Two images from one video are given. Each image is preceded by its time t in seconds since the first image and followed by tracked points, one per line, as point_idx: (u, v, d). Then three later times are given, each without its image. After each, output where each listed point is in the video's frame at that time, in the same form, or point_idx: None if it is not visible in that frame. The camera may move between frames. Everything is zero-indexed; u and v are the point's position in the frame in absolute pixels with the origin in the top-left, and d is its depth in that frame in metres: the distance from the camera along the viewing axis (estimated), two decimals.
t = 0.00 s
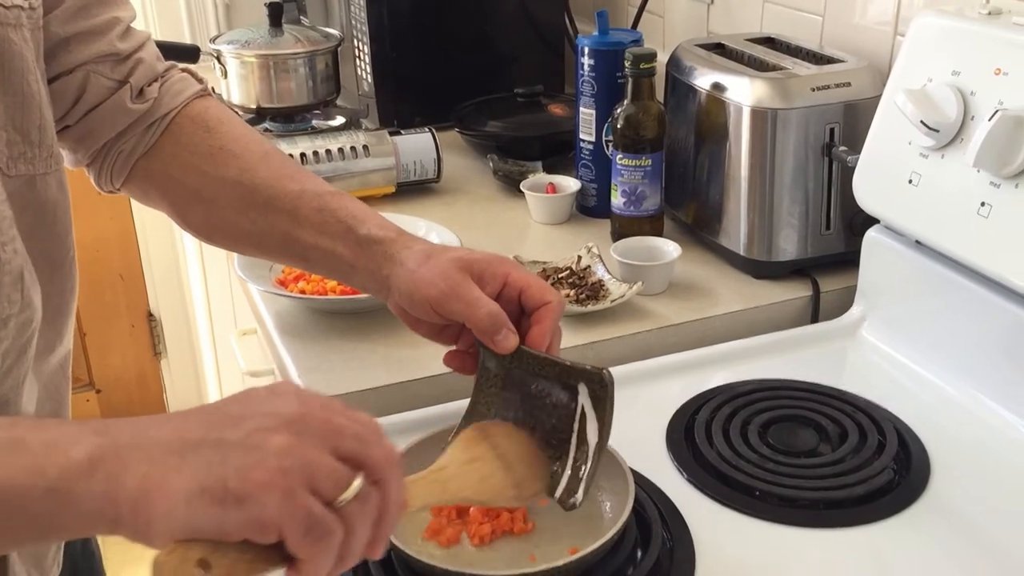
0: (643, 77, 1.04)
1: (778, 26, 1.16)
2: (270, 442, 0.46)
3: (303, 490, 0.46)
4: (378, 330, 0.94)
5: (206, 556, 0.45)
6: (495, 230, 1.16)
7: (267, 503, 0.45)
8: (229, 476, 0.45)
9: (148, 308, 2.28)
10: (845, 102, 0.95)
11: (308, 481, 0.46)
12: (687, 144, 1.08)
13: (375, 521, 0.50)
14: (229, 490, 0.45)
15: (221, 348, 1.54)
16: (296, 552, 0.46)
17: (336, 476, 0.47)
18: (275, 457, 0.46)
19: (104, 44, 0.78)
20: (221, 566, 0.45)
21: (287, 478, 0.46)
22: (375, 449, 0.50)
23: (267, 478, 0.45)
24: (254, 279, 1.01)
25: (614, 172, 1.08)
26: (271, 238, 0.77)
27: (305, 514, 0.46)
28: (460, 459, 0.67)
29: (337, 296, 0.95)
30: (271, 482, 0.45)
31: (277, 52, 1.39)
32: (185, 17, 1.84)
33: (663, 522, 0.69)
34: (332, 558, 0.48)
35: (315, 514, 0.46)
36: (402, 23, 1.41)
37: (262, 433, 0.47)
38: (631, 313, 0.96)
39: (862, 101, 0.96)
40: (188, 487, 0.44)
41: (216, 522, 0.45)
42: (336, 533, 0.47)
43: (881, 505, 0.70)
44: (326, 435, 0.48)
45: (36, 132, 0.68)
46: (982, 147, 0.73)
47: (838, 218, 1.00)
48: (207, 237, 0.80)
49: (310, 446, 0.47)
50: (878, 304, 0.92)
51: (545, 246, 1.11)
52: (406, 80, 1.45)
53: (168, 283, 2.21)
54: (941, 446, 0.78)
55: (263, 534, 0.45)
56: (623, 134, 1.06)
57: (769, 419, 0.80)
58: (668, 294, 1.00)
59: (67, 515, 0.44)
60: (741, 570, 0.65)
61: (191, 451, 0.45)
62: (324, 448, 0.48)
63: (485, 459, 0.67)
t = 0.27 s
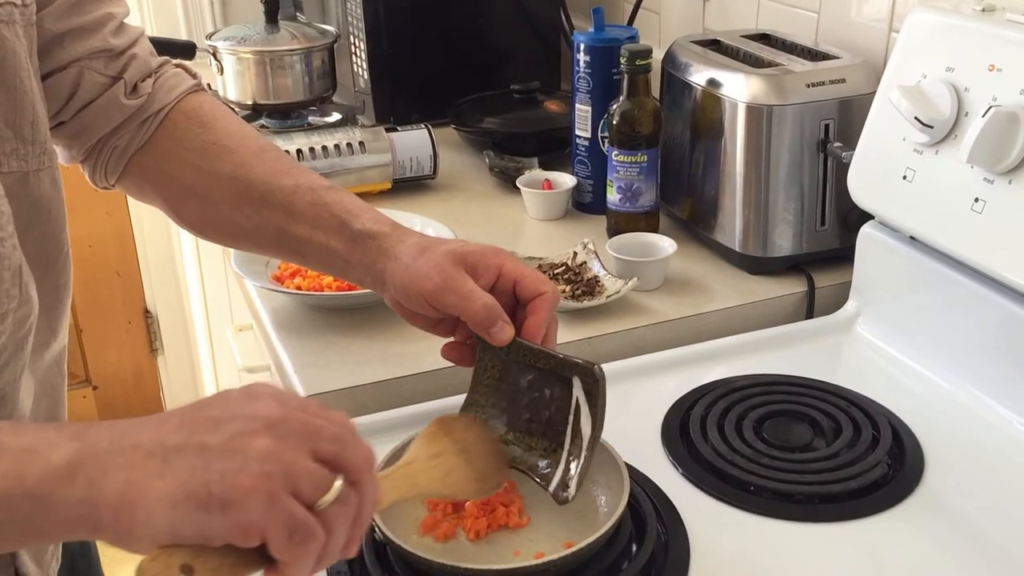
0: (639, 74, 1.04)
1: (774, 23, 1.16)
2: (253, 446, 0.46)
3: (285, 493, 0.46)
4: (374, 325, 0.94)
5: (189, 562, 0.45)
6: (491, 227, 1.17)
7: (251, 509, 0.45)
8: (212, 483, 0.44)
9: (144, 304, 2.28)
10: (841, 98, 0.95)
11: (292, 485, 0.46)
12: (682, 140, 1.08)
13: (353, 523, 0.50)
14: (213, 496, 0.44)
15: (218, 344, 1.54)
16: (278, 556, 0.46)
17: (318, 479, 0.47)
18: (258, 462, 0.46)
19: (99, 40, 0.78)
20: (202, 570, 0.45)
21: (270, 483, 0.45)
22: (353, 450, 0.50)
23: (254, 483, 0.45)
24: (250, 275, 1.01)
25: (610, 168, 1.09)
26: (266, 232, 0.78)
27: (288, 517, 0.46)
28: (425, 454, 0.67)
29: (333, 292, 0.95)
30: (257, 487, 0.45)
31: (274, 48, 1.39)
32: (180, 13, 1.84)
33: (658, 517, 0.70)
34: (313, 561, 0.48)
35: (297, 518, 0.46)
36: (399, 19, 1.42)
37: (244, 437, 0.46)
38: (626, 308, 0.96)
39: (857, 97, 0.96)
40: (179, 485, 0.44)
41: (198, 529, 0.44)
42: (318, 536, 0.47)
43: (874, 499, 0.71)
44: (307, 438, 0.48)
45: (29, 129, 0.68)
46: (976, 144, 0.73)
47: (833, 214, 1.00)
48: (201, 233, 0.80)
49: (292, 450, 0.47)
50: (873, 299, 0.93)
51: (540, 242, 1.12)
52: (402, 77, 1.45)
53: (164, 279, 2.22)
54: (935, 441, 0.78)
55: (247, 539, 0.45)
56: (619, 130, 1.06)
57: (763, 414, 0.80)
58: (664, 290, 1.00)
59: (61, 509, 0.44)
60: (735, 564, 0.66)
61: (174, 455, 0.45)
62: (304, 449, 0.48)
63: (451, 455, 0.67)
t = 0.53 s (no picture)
0: (637, 75, 1.04)
1: (771, 25, 1.17)
2: (243, 439, 0.47)
3: (276, 484, 0.46)
4: (373, 326, 0.94)
5: (182, 551, 0.45)
6: (490, 228, 1.17)
7: (242, 499, 0.45)
8: (202, 475, 0.45)
9: (143, 305, 2.29)
10: (838, 100, 0.96)
11: (282, 476, 0.47)
12: (680, 141, 1.09)
13: (343, 518, 0.50)
14: (204, 487, 0.45)
15: (217, 345, 1.54)
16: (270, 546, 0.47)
17: (308, 473, 0.48)
18: (246, 452, 0.46)
19: (99, 44, 0.78)
20: (194, 562, 0.45)
21: (260, 473, 0.46)
22: (343, 445, 0.51)
23: (242, 473, 0.46)
24: (250, 276, 1.01)
25: (608, 170, 1.09)
26: (266, 236, 0.78)
27: (280, 506, 0.46)
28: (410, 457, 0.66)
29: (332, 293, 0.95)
30: (246, 477, 0.46)
31: (273, 50, 1.39)
32: (180, 14, 1.84)
33: (656, 516, 0.70)
34: (304, 555, 0.48)
35: (289, 508, 0.46)
36: (398, 21, 1.42)
37: (233, 432, 0.47)
38: (624, 309, 0.97)
39: (854, 99, 0.96)
40: (182, 481, 0.45)
41: (189, 519, 0.45)
42: (310, 527, 0.47)
43: (871, 499, 0.71)
44: (295, 433, 0.49)
45: (29, 132, 0.68)
46: (972, 147, 0.73)
47: (830, 216, 1.00)
48: (202, 237, 0.80)
49: (281, 445, 0.48)
50: (870, 301, 0.93)
51: (539, 243, 1.12)
52: (401, 78, 1.45)
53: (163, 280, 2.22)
54: (931, 441, 0.78)
55: (238, 529, 0.46)
56: (618, 132, 1.06)
57: (761, 414, 0.80)
58: (662, 291, 1.01)
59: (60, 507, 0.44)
60: (732, 563, 0.66)
61: (162, 450, 0.46)
62: (294, 444, 0.49)
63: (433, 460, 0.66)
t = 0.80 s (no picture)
0: (638, 80, 1.05)
1: (771, 30, 1.17)
2: (241, 427, 0.48)
3: (275, 469, 0.48)
4: (375, 330, 0.95)
5: (184, 532, 0.46)
6: (491, 232, 1.17)
7: (242, 482, 0.47)
8: (201, 460, 0.46)
9: (144, 308, 2.29)
10: (838, 105, 0.96)
11: (281, 461, 0.49)
12: (681, 146, 1.09)
13: (345, 501, 0.52)
14: (202, 471, 0.46)
15: (218, 348, 1.54)
16: (273, 527, 0.48)
17: (306, 457, 0.50)
18: (244, 439, 0.48)
19: (105, 52, 0.79)
20: (199, 540, 0.46)
21: (257, 457, 0.48)
22: (339, 433, 0.52)
23: (241, 458, 0.47)
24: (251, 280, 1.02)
25: (609, 174, 1.09)
26: (269, 241, 0.78)
27: (280, 489, 0.48)
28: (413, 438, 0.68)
29: (334, 297, 0.96)
30: (243, 461, 0.47)
31: (275, 54, 1.40)
32: (181, 19, 1.85)
33: (657, 519, 0.70)
34: (307, 539, 0.50)
35: (289, 489, 0.48)
36: (399, 25, 1.42)
37: (229, 420, 0.49)
38: (625, 313, 0.97)
39: (854, 103, 0.97)
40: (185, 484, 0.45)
41: (191, 503, 0.46)
42: (311, 507, 0.49)
43: (872, 502, 0.71)
44: (290, 420, 0.51)
45: (34, 139, 0.69)
46: (972, 151, 0.74)
47: (830, 220, 1.01)
48: (205, 243, 0.81)
49: (276, 431, 0.49)
50: (870, 305, 0.93)
51: (539, 247, 1.12)
52: (402, 83, 1.46)
53: (163, 284, 2.22)
54: (931, 444, 0.79)
55: (238, 513, 0.47)
56: (619, 137, 1.07)
57: (761, 418, 0.81)
58: (663, 294, 1.01)
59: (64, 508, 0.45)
60: (733, 566, 0.67)
61: (160, 441, 0.47)
62: (289, 432, 0.50)
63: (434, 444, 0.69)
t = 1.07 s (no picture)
0: (641, 82, 1.05)
1: (774, 32, 1.17)
2: (297, 397, 0.48)
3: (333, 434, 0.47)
4: (378, 332, 0.95)
5: (252, 509, 0.46)
6: (494, 234, 1.17)
7: (301, 454, 0.46)
8: (260, 435, 0.46)
9: (146, 310, 2.29)
10: (841, 107, 0.96)
11: (341, 426, 0.48)
12: (683, 148, 1.09)
13: (411, 455, 0.51)
14: (262, 446, 0.46)
15: (220, 350, 1.55)
16: (337, 495, 0.47)
17: (364, 419, 0.48)
18: (301, 409, 0.47)
19: (110, 54, 0.79)
20: (265, 517, 0.46)
21: (314, 427, 0.47)
22: (396, 387, 0.51)
23: (299, 429, 0.46)
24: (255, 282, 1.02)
25: (612, 176, 1.10)
26: (272, 242, 0.78)
27: (341, 455, 0.47)
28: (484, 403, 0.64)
29: (338, 299, 0.96)
30: (302, 432, 0.46)
31: (277, 57, 1.40)
32: (184, 22, 1.85)
33: (662, 521, 0.70)
34: (377, 498, 0.49)
35: (349, 454, 0.47)
36: (401, 28, 1.42)
37: (288, 390, 0.48)
38: (629, 315, 0.97)
39: (856, 105, 0.97)
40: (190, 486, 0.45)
41: (254, 479, 0.45)
42: (376, 471, 0.48)
43: (875, 504, 0.72)
44: (348, 383, 0.50)
45: (39, 142, 0.69)
46: (975, 152, 0.74)
47: (833, 221, 1.01)
48: (209, 245, 0.81)
49: (334, 398, 0.48)
50: (873, 306, 0.93)
51: (542, 249, 1.12)
52: (404, 85, 1.46)
53: (165, 286, 2.22)
54: (935, 446, 0.79)
55: (303, 484, 0.46)
56: (622, 139, 1.07)
57: (765, 420, 0.81)
58: (666, 296, 1.01)
59: (73, 509, 0.45)
60: (737, 568, 0.66)
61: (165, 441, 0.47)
62: (349, 393, 0.50)
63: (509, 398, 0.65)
